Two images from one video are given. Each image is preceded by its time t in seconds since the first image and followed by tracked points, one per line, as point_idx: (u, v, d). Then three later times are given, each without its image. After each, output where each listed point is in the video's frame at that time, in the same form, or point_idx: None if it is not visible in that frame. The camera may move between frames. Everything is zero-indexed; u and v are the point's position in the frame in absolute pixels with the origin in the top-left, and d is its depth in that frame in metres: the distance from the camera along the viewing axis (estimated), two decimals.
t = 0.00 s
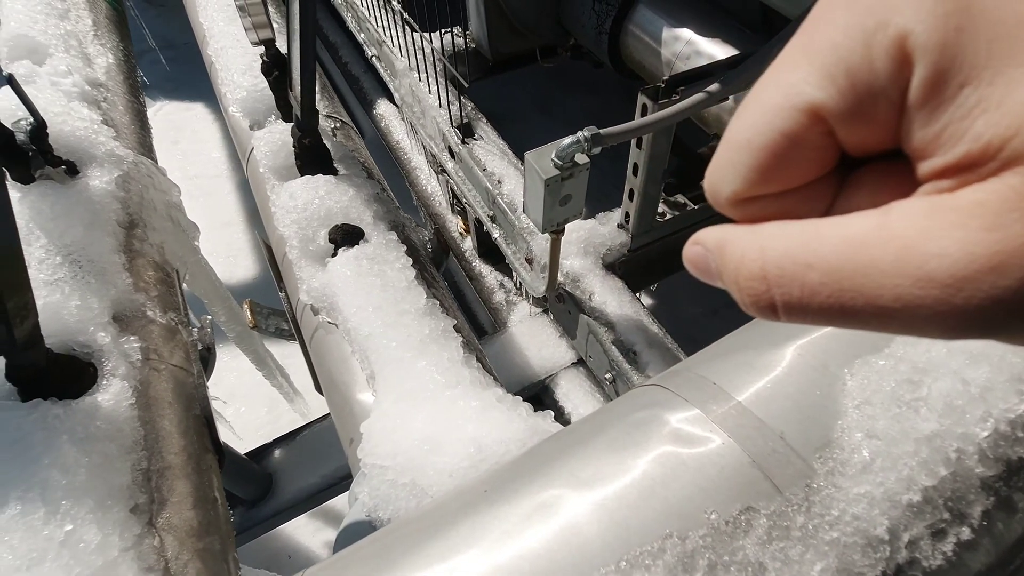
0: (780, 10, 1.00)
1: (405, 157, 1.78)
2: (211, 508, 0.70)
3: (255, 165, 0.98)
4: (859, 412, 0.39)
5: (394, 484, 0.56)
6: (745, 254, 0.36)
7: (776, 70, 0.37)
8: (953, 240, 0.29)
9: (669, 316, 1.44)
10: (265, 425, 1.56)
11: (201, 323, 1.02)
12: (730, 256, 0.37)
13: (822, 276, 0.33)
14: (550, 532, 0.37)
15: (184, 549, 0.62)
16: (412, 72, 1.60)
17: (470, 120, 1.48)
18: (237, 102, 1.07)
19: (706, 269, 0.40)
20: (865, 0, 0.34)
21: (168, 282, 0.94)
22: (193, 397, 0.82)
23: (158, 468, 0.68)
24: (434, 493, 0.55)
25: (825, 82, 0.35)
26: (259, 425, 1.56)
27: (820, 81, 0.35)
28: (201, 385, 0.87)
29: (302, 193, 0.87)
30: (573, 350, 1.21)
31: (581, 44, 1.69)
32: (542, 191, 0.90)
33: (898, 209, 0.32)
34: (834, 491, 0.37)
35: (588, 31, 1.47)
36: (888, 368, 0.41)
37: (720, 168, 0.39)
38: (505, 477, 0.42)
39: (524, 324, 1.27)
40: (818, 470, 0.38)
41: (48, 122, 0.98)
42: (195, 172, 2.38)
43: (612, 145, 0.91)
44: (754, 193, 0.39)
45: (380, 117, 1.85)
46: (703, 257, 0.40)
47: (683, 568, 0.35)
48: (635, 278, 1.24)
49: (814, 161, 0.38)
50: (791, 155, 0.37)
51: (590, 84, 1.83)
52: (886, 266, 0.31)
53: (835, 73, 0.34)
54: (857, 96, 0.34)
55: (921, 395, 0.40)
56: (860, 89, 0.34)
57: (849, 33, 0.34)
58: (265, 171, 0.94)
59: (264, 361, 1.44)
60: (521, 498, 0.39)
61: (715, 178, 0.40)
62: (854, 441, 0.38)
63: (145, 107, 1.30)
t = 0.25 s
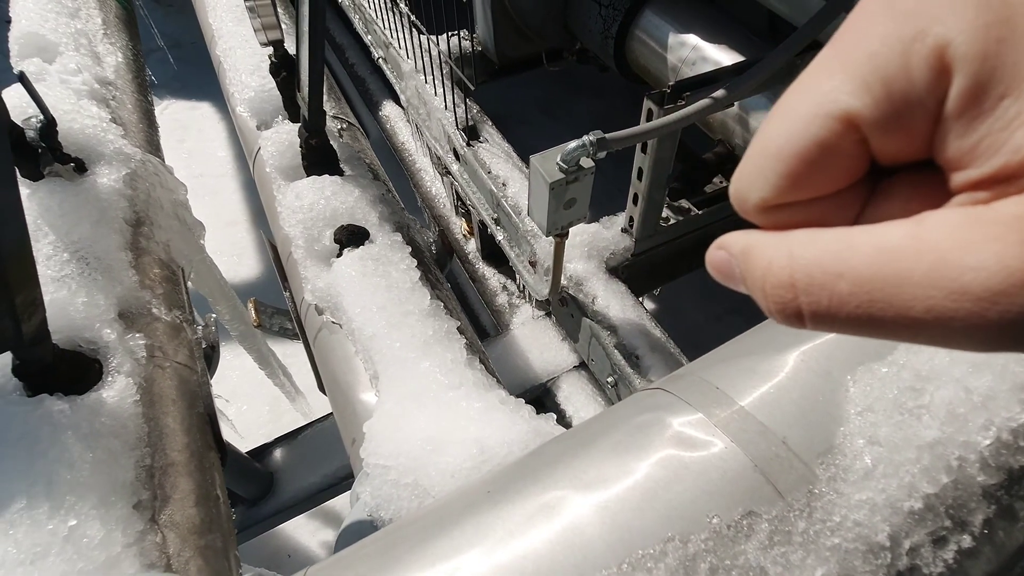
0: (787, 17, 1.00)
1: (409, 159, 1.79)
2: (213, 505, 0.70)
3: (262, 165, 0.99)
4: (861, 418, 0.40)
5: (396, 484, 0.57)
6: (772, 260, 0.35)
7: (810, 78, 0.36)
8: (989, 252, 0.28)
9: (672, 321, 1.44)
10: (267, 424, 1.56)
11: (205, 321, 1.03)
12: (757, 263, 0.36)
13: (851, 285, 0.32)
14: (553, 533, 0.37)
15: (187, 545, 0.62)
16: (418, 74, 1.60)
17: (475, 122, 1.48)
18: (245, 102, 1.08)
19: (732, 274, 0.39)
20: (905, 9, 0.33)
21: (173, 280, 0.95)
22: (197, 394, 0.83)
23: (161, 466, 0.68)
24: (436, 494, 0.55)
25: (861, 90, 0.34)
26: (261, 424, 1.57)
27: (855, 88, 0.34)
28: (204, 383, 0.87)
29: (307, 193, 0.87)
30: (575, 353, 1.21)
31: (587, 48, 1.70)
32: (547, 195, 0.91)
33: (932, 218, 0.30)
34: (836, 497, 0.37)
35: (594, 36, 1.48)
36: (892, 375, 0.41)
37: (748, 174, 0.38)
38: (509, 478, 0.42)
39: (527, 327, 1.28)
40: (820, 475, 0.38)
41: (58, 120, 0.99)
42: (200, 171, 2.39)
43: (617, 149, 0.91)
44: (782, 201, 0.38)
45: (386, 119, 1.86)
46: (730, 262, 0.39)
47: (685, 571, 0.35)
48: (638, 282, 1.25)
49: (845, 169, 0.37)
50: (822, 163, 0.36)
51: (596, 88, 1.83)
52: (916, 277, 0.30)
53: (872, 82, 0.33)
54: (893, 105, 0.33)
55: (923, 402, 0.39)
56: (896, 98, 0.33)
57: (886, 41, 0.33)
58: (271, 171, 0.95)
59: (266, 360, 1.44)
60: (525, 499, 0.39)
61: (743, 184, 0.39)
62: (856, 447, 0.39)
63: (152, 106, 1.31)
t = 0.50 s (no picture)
0: (789, 24, 1.01)
1: (411, 159, 1.80)
2: (211, 500, 0.71)
3: (264, 163, 0.99)
4: (857, 420, 0.40)
5: (394, 481, 0.57)
6: (769, 275, 0.36)
7: (807, 97, 0.37)
8: (983, 271, 0.28)
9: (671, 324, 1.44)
10: (265, 422, 1.56)
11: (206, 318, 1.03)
12: (754, 277, 0.37)
13: (848, 301, 0.33)
14: (550, 529, 0.37)
15: (184, 540, 0.62)
16: (422, 74, 1.61)
17: (478, 124, 1.49)
18: (248, 101, 1.08)
19: (729, 288, 0.40)
20: (902, 29, 0.33)
21: (175, 276, 0.95)
22: (196, 390, 0.83)
23: (160, 460, 0.69)
24: (434, 491, 0.55)
25: (858, 110, 0.34)
26: (259, 422, 1.56)
27: (852, 108, 0.34)
28: (204, 379, 0.87)
29: (310, 191, 0.87)
30: (574, 356, 1.21)
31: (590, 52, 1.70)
32: (548, 196, 0.91)
33: (927, 235, 0.31)
34: (831, 497, 0.37)
35: (597, 39, 1.48)
36: (887, 377, 0.41)
37: (746, 191, 0.39)
38: (507, 475, 0.42)
39: (526, 328, 1.28)
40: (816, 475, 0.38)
41: (62, 115, 0.99)
42: (202, 169, 2.39)
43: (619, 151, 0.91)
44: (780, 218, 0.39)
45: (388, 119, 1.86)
46: (729, 277, 0.39)
47: (680, 569, 0.35)
48: (638, 285, 1.25)
49: (842, 186, 0.37)
50: (820, 181, 0.37)
51: (598, 91, 1.84)
52: (911, 294, 0.31)
53: (868, 103, 0.34)
54: (890, 125, 0.34)
55: (919, 404, 0.40)
56: (892, 119, 0.33)
57: (882, 63, 0.33)
58: (274, 168, 0.95)
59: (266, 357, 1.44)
60: (524, 495, 0.39)
61: (741, 201, 0.39)
62: (852, 448, 0.39)
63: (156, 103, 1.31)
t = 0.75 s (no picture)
0: (794, 26, 1.01)
1: (414, 158, 1.80)
2: (213, 495, 0.71)
3: (269, 159, 1.00)
4: (860, 418, 0.38)
5: (397, 476, 0.57)
6: (784, 262, 0.35)
7: (828, 77, 0.37)
8: (1011, 253, 0.28)
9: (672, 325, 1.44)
10: (266, 419, 1.56)
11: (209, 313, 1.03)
12: (767, 266, 0.36)
13: (867, 287, 0.32)
14: (553, 524, 0.36)
15: (186, 533, 0.62)
16: (425, 74, 1.61)
17: (481, 123, 1.49)
18: (253, 97, 1.08)
19: (737, 278, 0.39)
20: (928, 8, 0.34)
21: (179, 271, 0.95)
22: (199, 385, 0.83)
23: (162, 454, 0.69)
24: (437, 487, 0.55)
25: (882, 88, 0.34)
26: (259, 419, 1.57)
27: (877, 86, 0.35)
28: (207, 374, 0.87)
29: (314, 187, 0.88)
30: (575, 356, 1.21)
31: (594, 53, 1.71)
32: (552, 195, 0.91)
33: (949, 221, 0.31)
34: (834, 494, 0.36)
35: (601, 40, 1.48)
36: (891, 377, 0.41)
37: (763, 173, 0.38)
38: (510, 471, 0.41)
39: (527, 328, 1.28)
40: (820, 473, 0.36)
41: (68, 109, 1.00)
42: (205, 166, 2.39)
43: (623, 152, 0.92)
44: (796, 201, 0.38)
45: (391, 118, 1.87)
46: (739, 265, 0.38)
47: (686, 565, 0.34)
48: (639, 286, 1.25)
49: (860, 168, 0.37)
50: (839, 161, 0.36)
51: (601, 92, 1.84)
52: (934, 280, 0.30)
53: (894, 79, 0.34)
54: (914, 104, 0.34)
55: (923, 403, 0.38)
56: (917, 96, 0.34)
57: (910, 39, 0.33)
58: (278, 164, 0.95)
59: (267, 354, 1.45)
60: (527, 491, 0.38)
61: (757, 183, 0.39)
62: (856, 446, 0.37)
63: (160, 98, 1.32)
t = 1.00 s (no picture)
0: (803, 24, 1.01)
1: (418, 154, 1.80)
2: (219, 484, 0.71)
3: (276, 152, 1.00)
4: (871, 409, 0.37)
5: (403, 467, 0.57)
6: (831, 215, 0.33)
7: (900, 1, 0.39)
8: None
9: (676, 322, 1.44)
10: (269, 413, 1.57)
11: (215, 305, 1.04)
12: (811, 222, 0.34)
13: (929, 237, 0.31)
14: (565, 512, 0.34)
15: (193, 522, 0.63)
16: (431, 70, 1.61)
17: (487, 120, 1.49)
18: (261, 90, 1.09)
19: (767, 242, 0.37)
20: None
21: (185, 262, 0.96)
22: (205, 375, 0.84)
23: (171, 443, 0.69)
24: (443, 478, 0.55)
25: (950, 17, 0.38)
26: (262, 413, 1.57)
27: (945, 15, 0.38)
28: (213, 365, 0.88)
29: (321, 179, 0.88)
30: (578, 352, 1.22)
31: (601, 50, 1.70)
32: (559, 190, 0.91)
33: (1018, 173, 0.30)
34: (845, 484, 0.35)
35: (608, 37, 1.48)
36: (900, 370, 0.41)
37: (810, 85, 0.41)
38: (519, 459, 0.39)
39: (531, 324, 1.29)
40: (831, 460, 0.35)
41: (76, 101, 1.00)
42: (209, 160, 2.39)
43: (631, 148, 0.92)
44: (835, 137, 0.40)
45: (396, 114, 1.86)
46: (773, 229, 0.36)
47: (697, 551, 0.32)
48: (643, 284, 1.25)
49: (897, 104, 0.41)
50: (886, 89, 0.40)
51: (606, 89, 1.84)
52: (1003, 227, 0.30)
53: (961, 11, 0.38)
54: (969, 44, 0.38)
55: (933, 395, 0.37)
56: (974, 33, 0.38)
57: None
58: (286, 157, 0.96)
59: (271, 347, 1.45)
60: (538, 478, 0.36)
61: (800, 95, 0.41)
62: (866, 437, 0.36)
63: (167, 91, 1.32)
